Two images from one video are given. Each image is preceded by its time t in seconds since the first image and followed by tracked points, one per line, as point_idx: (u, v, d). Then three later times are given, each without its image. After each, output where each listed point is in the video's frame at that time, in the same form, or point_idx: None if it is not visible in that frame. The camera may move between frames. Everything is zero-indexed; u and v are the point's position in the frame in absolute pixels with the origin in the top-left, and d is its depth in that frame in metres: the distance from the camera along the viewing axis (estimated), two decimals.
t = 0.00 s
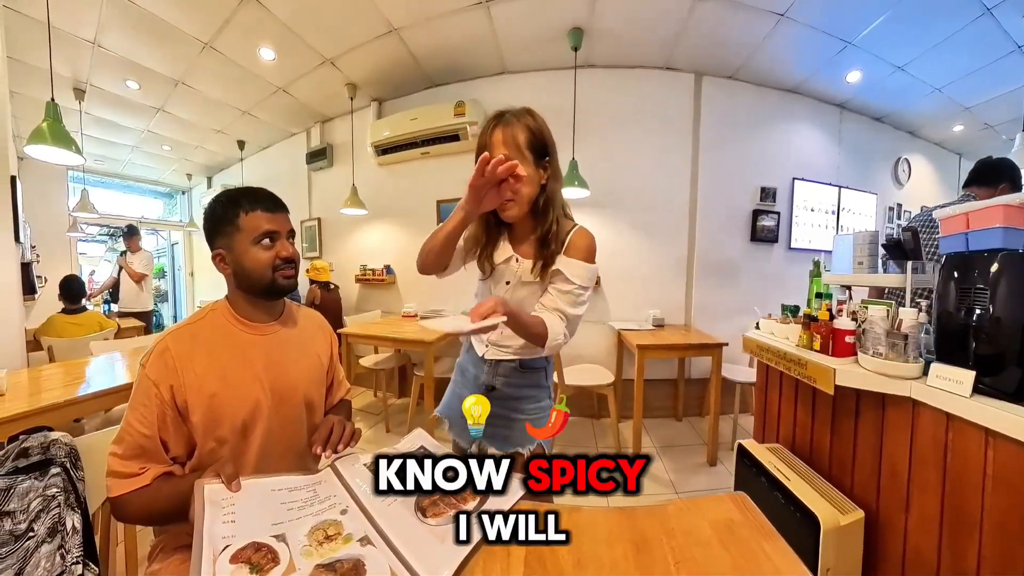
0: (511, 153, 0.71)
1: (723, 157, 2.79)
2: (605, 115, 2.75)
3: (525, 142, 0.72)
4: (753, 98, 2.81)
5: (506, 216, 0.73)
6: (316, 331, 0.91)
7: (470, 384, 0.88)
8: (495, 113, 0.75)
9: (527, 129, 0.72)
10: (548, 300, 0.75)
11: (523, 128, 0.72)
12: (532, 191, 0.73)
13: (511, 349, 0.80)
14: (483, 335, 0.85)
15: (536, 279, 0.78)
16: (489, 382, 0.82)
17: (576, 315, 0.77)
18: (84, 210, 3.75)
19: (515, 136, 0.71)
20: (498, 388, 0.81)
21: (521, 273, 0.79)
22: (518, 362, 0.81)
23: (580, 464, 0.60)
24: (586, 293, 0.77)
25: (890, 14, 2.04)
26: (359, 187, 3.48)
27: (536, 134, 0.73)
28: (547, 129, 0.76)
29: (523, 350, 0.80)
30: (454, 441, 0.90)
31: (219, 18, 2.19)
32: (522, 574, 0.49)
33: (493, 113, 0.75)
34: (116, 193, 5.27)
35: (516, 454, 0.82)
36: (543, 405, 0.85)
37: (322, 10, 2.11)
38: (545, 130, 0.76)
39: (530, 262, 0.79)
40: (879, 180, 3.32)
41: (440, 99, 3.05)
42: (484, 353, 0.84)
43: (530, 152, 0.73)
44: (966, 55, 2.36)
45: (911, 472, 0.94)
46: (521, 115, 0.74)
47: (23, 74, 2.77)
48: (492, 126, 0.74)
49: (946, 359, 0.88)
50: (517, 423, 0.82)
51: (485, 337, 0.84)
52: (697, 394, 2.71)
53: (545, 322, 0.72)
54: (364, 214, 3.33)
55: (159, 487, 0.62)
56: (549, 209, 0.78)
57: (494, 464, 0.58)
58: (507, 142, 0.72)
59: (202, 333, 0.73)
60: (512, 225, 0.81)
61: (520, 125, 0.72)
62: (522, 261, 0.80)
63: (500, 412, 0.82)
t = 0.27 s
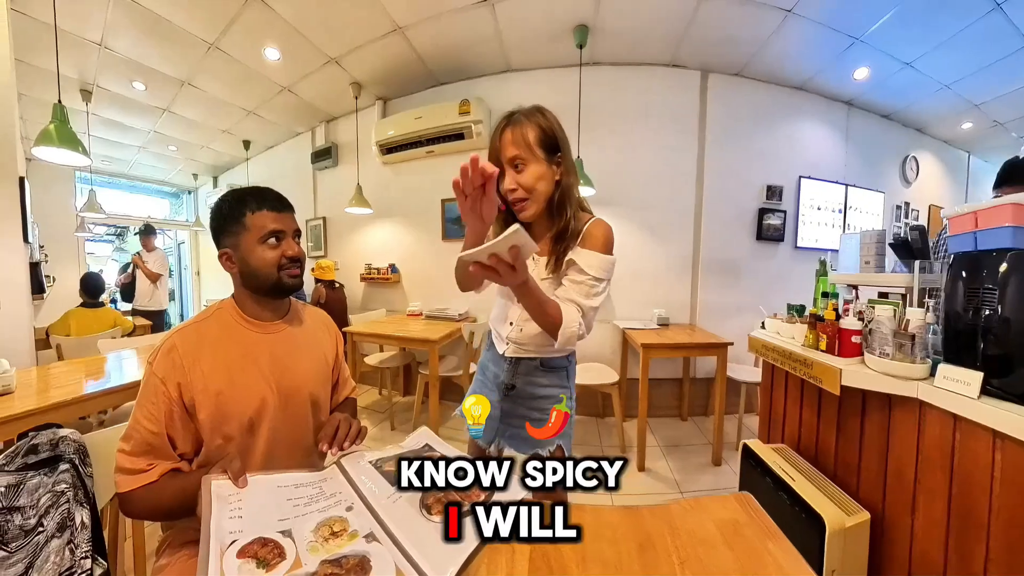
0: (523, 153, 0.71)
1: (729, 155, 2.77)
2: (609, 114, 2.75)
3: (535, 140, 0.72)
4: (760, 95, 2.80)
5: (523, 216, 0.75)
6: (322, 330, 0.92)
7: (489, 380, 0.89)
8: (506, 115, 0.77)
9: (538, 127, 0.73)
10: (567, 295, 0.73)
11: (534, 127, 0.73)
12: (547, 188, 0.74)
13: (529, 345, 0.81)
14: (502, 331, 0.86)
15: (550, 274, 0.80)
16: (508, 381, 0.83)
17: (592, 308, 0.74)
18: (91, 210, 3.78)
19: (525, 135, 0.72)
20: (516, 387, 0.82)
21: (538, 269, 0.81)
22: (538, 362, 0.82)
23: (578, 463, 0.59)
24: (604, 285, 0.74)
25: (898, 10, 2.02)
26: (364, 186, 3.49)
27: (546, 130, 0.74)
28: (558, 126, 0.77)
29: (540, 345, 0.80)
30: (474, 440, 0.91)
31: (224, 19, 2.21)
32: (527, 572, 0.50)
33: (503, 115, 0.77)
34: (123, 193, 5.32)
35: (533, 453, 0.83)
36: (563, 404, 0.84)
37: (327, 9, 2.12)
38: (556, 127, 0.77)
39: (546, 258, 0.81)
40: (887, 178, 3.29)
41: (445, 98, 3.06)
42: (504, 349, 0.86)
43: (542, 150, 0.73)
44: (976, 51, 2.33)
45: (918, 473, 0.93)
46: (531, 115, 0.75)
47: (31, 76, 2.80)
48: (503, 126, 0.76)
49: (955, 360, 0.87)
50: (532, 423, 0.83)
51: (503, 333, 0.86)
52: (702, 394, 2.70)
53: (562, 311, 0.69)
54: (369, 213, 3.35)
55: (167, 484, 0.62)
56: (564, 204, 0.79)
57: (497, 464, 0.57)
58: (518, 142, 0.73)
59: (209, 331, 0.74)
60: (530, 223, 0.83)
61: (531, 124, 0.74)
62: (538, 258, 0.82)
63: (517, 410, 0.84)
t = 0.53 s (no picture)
0: (538, 152, 0.73)
1: (735, 153, 2.75)
2: (614, 112, 2.74)
3: (549, 139, 0.73)
4: (766, 92, 2.78)
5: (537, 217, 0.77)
6: (327, 328, 0.92)
7: (498, 379, 0.90)
8: (522, 114, 0.78)
9: (553, 126, 0.74)
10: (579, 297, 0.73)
11: (549, 126, 0.74)
12: (561, 188, 0.75)
13: (540, 346, 0.81)
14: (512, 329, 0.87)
15: (562, 275, 0.81)
16: (515, 379, 0.84)
17: (605, 312, 0.74)
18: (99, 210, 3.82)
19: (540, 134, 0.73)
20: (524, 386, 0.83)
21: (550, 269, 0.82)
22: (546, 361, 0.82)
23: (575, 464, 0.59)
24: (617, 288, 0.74)
25: (907, 5, 2.00)
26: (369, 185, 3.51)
27: (562, 129, 0.75)
28: (574, 125, 0.77)
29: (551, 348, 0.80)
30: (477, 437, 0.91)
31: (229, 19, 2.22)
32: (531, 570, 0.49)
33: (520, 114, 0.79)
34: (130, 193, 5.37)
35: (536, 452, 0.83)
36: (570, 407, 0.84)
37: (331, 9, 2.13)
38: (572, 125, 0.77)
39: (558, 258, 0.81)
40: (894, 176, 3.26)
41: (449, 96, 3.06)
42: (512, 346, 0.87)
43: (556, 149, 0.74)
44: (986, 47, 2.30)
45: (924, 475, 0.93)
46: (546, 113, 0.76)
47: (40, 78, 2.83)
48: (518, 125, 0.78)
49: (962, 360, 0.86)
50: (539, 424, 0.83)
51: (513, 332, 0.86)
52: (707, 393, 2.69)
53: (574, 313, 0.70)
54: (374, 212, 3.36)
55: (175, 480, 0.63)
56: (577, 204, 0.78)
57: (498, 465, 0.58)
58: (532, 141, 0.75)
59: (215, 329, 0.75)
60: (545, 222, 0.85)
61: (546, 123, 0.75)
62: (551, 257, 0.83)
63: (524, 409, 0.84)
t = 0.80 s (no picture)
0: (545, 146, 0.75)
1: (740, 151, 2.74)
2: (618, 111, 2.74)
3: (557, 133, 0.75)
4: (772, 89, 2.76)
5: (544, 210, 0.80)
6: (333, 327, 0.92)
7: (504, 377, 0.91)
8: (532, 108, 0.80)
9: (562, 120, 0.76)
10: (583, 297, 0.74)
11: (558, 120, 0.76)
12: (568, 182, 0.77)
13: (545, 344, 0.82)
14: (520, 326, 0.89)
15: (571, 272, 0.81)
16: (520, 377, 0.84)
17: (613, 314, 0.73)
18: (106, 210, 3.85)
19: (548, 128, 0.76)
20: (529, 384, 0.83)
21: (558, 266, 0.83)
22: (550, 360, 0.82)
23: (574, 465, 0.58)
24: (627, 288, 0.73)
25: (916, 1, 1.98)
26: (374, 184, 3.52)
27: (570, 123, 0.76)
28: (583, 119, 0.78)
29: (557, 347, 0.81)
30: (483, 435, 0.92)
31: (235, 20, 2.24)
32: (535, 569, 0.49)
33: (530, 108, 0.81)
34: (137, 193, 5.42)
35: (540, 452, 0.83)
36: (575, 407, 0.84)
37: (335, 8, 2.14)
38: (581, 120, 0.78)
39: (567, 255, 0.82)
40: (902, 174, 3.23)
41: (453, 94, 3.07)
42: (519, 344, 0.88)
43: (564, 143, 0.76)
44: (996, 43, 2.27)
45: (932, 477, 0.92)
46: (556, 108, 0.78)
47: (48, 80, 2.86)
48: (527, 119, 0.80)
49: (970, 361, 0.85)
50: (544, 424, 0.83)
51: (520, 330, 0.88)
52: (712, 393, 2.68)
53: (580, 318, 0.70)
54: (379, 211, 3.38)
55: (182, 477, 0.64)
56: (586, 199, 0.79)
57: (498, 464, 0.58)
58: (540, 135, 0.77)
59: (221, 328, 0.75)
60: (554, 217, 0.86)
61: (555, 117, 0.76)
62: (559, 254, 0.85)
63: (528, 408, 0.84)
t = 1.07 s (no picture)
0: (553, 145, 0.76)
1: (746, 149, 2.72)
2: (623, 109, 2.73)
3: (564, 132, 0.76)
4: (779, 87, 2.74)
5: (551, 209, 0.80)
6: (338, 325, 0.93)
7: (511, 376, 0.91)
8: (539, 107, 0.80)
9: (569, 118, 0.76)
10: (590, 295, 0.73)
11: (565, 118, 0.76)
12: (576, 180, 0.78)
13: (551, 344, 0.82)
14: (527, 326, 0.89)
15: (578, 271, 0.81)
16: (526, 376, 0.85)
17: (620, 314, 0.73)
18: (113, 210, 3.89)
19: (555, 127, 0.76)
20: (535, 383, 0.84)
21: (566, 265, 0.84)
22: (556, 360, 0.83)
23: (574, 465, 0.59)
24: (634, 288, 0.72)
25: None
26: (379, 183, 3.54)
27: (577, 121, 0.77)
28: (590, 117, 0.79)
29: (563, 346, 0.81)
30: (491, 432, 0.95)
31: (240, 20, 2.25)
32: (540, 565, 0.49)
33: (536, 107, 0.81)
34: (144, 193, 5.47)
35: (545, 452, 0.83)
36: (582, 410, 0.83)
37: (341, 8, 2.15)
38: (589, 118, 0.79)
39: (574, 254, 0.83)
40: (910, 172, 3.20)
41: (458, 93, 3.07)
42: (526, 343, 0.88)
43: (571, 141, 0.76)
44: (1007, 38, 2.24)
45: (938, 478, 0.91)
46: (563, 106, 0.79)
47: (56, 81, 2.89)
48: (535, 118, 0.80)
49: (978, 362, 0.84)
50: (548, 424, 0.83)
51: (527, 330, 0.89)
52: (717, 393, 2.67)
53: (584, 319, 0.70)
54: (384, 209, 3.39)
55: (188, 473, 0.64)
56: (594, 197, 0.79)
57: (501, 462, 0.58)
58: (547, 134, 0.77)
59: (228, 325, 0.76)
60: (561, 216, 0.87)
61: (562, 116, 0.77)
62: (567, 253, 0.85)
63: (534, 408, 0.85)
